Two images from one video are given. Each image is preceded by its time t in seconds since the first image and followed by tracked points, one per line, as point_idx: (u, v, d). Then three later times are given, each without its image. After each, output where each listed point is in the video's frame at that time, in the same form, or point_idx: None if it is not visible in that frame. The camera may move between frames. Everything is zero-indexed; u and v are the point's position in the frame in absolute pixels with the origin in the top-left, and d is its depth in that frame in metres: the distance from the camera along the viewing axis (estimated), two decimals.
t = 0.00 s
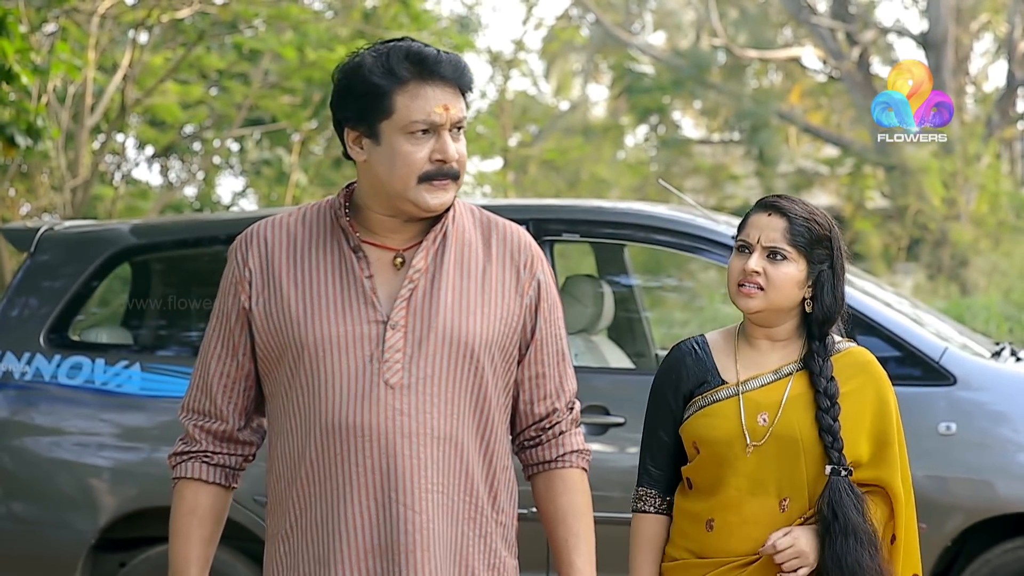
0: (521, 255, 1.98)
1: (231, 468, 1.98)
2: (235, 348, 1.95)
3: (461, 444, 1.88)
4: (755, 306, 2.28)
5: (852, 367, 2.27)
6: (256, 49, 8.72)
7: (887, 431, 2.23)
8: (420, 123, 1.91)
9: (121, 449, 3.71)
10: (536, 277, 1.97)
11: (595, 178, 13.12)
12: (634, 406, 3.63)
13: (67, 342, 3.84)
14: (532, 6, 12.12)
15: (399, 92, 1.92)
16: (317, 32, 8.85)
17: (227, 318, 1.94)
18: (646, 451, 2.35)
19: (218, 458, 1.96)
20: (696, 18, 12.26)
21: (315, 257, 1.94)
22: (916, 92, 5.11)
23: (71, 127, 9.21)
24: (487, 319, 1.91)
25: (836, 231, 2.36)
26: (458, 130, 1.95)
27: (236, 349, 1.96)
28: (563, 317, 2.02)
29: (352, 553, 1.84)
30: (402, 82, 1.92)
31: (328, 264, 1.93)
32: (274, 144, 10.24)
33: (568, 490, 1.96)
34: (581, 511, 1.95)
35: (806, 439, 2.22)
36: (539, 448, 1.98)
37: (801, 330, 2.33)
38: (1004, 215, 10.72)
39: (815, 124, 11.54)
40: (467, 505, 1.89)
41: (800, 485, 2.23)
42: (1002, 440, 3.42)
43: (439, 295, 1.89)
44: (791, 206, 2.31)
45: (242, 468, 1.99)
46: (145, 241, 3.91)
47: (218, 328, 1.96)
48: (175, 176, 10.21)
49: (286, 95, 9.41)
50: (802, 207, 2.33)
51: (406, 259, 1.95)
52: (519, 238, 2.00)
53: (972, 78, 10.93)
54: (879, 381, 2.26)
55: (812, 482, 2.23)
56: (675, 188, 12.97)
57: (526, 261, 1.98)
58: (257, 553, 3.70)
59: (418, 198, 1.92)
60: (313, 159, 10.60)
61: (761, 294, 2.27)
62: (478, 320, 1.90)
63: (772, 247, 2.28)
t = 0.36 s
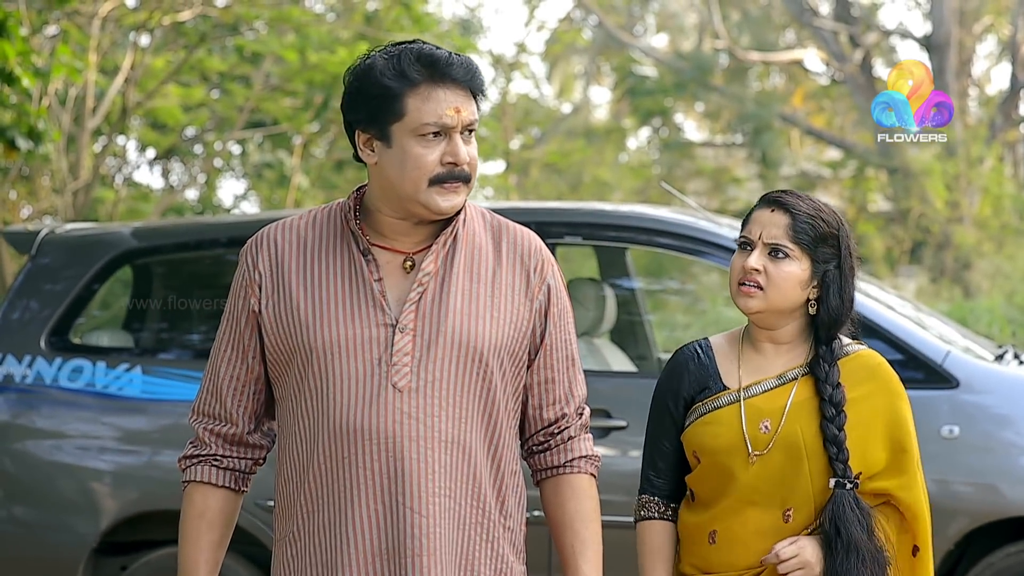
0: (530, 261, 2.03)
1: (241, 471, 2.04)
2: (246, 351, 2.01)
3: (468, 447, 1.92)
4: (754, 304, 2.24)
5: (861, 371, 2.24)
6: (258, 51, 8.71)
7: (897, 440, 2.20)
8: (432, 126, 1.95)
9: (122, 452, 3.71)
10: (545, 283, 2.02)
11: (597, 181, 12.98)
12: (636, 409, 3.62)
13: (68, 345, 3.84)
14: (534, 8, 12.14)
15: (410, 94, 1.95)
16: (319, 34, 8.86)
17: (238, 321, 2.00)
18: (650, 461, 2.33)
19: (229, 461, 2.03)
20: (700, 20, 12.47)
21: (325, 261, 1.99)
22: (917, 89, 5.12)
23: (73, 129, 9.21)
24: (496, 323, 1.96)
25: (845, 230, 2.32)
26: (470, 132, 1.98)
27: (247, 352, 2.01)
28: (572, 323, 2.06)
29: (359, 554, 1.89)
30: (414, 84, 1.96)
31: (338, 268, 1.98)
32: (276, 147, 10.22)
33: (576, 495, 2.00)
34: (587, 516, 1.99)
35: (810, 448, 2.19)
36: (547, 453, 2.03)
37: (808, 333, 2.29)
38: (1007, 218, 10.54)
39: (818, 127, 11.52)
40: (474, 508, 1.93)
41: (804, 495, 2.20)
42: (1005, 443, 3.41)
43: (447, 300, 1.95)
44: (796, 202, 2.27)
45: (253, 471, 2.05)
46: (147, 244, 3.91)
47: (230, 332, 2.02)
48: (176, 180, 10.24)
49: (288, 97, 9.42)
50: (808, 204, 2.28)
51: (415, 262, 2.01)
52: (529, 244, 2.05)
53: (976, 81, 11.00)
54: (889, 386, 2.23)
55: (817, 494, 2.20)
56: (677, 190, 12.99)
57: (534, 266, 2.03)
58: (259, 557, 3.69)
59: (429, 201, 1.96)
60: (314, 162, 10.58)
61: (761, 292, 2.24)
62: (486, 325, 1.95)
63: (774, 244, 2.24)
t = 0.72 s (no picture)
0: (529, 268, 2.02)
1: (238, 477, 2.04)
2: (243, 356, 2.01)
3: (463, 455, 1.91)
4: (763, 297, 2.21)
5: (881, 369, 2.17)
6: (249, 57, 8.69)
7: (916, 440, 2.12)
8: (431, 130, 1.94)
9: (113, 458, 3.68)
10: (543, 291, 2.01)
11: (589, 187, 12.76)
12: (629, 415, 3.61)
13: (60, 351, 3.82)
14: (526, 14, 12.14)
15: (409, 99, 1.95)
16: (311, 40, 8.85)
17: (234, 327, 2.00)
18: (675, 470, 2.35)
19: (225, 467, 2.03)
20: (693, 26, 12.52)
21: (323, 266, 1.99)
22: (918, 93, 4.30)
23: (64, 135, 9.18)
24: (493, 331, 1.95)
25: (865, 224, 2.26)
26: (469, 138, 1.98)
27: (243, 358, 2.01)
28: (570, 331, 2.05)
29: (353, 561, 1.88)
30: (413, 90, 1.95)
31: (336, 274, 1.98)
32: (268, 152, 10.19)
33: (573, 504, 1.99)
34: (583, 525, 1.99)
35: (820, 448, 2.14)
36: (544, 461, 2.02)
37: (826, 329, 2.25)
38: (999, 224, 10.78)
39: (810, 133, 11.52)
40: (469, 516, 1.92)
41: (816, 497, 2.15)
42: (997, 449, 3.41)
43: (445, 307, 1.94)
44: (808, 193, 2.23)
45: (250, 477, 2.05)
46: (139, 250, 3.90)
47: (226, 337, 2.02)
48: (168, 185, 10.00)
49: (279, 103, 9.40)
50: (822, 197, 2.23)
51: (413, 269, 2.00)
52: (528, 251, 2.04)
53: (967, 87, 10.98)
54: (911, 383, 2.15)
55: (828, 495, 2.15)
56: (668, 197, 13.04)
57: (533, 273, 2.02)
58: (251, 563, 3.67)
59: (428, 207, 1.95)
60: (306, 168, 10.56)
61: (770, 284, 2.20)
62: (483, 332, 1.94)
63: (783, 236, 2.21)
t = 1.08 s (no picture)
0: (516, 273, 2.00)
1: (221, 479, 2.03)
2: (227, 358, 2.00)
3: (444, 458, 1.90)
4: (741, 305, 2.21)
5: (867, 378, 2.14)
6: (229, 60, 8.63)
7: (901, 453, 2.08)
8: (413, 135, 1.93)
9: (92, 462, 3.65)
10: (529, 296, 1.99)
11: (569, 191, 12.88)
12: (606, 419, 3.61)
13: (38, 355, 3.78)
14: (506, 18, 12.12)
15: (394, 104, 1.93)
16: (291, 44, 8.79)
17: (219, 328, 1.99)
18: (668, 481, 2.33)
19: (209, 468, 2.02)
20: (672, 30, 12.55)
21: (308, 268, 1.98)
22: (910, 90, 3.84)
23: (43, 139, 9.09)
24: (478, 335, 1.93)
25: (851, 225, 2.23)
26: (453, 143, 1.96)
27: (227, 359, 2.00)
28: (557, 336, 2.03)
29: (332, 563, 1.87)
30: (398, 94, 1.93)
31: (321, 277, 1.96)
32: (247, 156, 10.14)
33: (557, 510, 1.98)
34: (566, 532, 1.97)
35: (802, 462, 2.12)
36: (529, 467, 2.00)
37: (810, 336, 2.23)
38: (978, 229, 10.88)
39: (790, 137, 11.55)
40: (450, 520, 1.90)
41: (797, 512, 2.14)
42: (976, 453, 3.42)
43: (429, 310, 1.92)
44: (788, 195, 2.21)
45: (233, 479, 2.04)
46: (118, 254, 3.86)
47: (211, 337, 2.01)
48: (147, 189, 9.96)
49: (259, 107, 9.43)
50: (802, 199, 2.21)
51: (398, 272, 1.99)
52: (515, 256, 2.02)
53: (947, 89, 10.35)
54: (897, 394, 2.11)
55: (811, 510, 2.13)
56: (648, 201, 13.14)
57: (519, 277, 2.00)
58: (229, 569, 3.64)
59: (411, 211, 1.94)
60: (286, 172, 10.52)
61: (748, 291, 2.20)
62: (468, 335, 1.92)
63: (760, 241, 2.19)
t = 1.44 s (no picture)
0: (513, 276, 2.00)
1: (216, 478, 2.03)
2: (223, 357, 2.00)
3: (436, 460, 1.89)
4: (716, 304, 2.20)
5: (849, 383, 2.15)
6: (217, 62, 8.61)
7: (883, 459, 2.09)
8: (409, 138, 1.92)
9: (80, 464, 3.67)
10: (526, 299, 1.99)
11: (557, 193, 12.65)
12: (596, 421, 3.61)
13: (27, 357, 3.83)
14: (494, 20, 12.12)
15: (389, 107, 1.93)
16: (279, 45, 8.75)
17: (216, 327, 1.99)
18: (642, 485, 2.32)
19: (204, 467, 2.02)
20: (660, 32, 12.58)
21: (304, 269, 1.98)
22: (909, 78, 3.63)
23: (31, 141, 9.05)
24: (473, 337, 1.93)
25: (831, 224, 2.22)
26: (450, 145, 1.96)
27: (224, 358, 2.00)
28: (555, 340, 2.03)
29: (323, 563, 1.86)
30: (392, 97, 1.93)
31: (316, 277, 1.96)
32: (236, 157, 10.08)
33: (552, 514, 1.97)
34: (562, 537, 1.97)
35: (783, 466, 2.13)
36: (525, 471, 2.00)
37: (791, 336, 2.23)
38: (967, 231, 10.75)
39: (778, 140, 11.64)
40: (442, 522, 1.89)
41: (776, 518, 2.15)
42: (964, 454, 3.43)
43: (424, 312, 1.92)
44: (764, 193, 2.20)
45: (229, 478, 2.04)
46: (106, 256, 3.90)
47: (208, 337, 2.01)
48: (135, 191, 9.90)
49: (246, 109, 9.36)
50: (780, 197, 2.20)
51: (393, 274, 1.98)
52: (512, 258, 2.02)
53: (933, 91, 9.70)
54: (881, 400, 2.12)
55: (790, 514, 2.14)
56: (636, 204, 13.16)
57: (516, 280, 1.99)
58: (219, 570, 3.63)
59: (406, 213, 1.93)
60: (274, 173, 10.47)
61: (722, 290, 2.19)
62: (462, 338, 1.92)
63: (736, 239, 2.19)
